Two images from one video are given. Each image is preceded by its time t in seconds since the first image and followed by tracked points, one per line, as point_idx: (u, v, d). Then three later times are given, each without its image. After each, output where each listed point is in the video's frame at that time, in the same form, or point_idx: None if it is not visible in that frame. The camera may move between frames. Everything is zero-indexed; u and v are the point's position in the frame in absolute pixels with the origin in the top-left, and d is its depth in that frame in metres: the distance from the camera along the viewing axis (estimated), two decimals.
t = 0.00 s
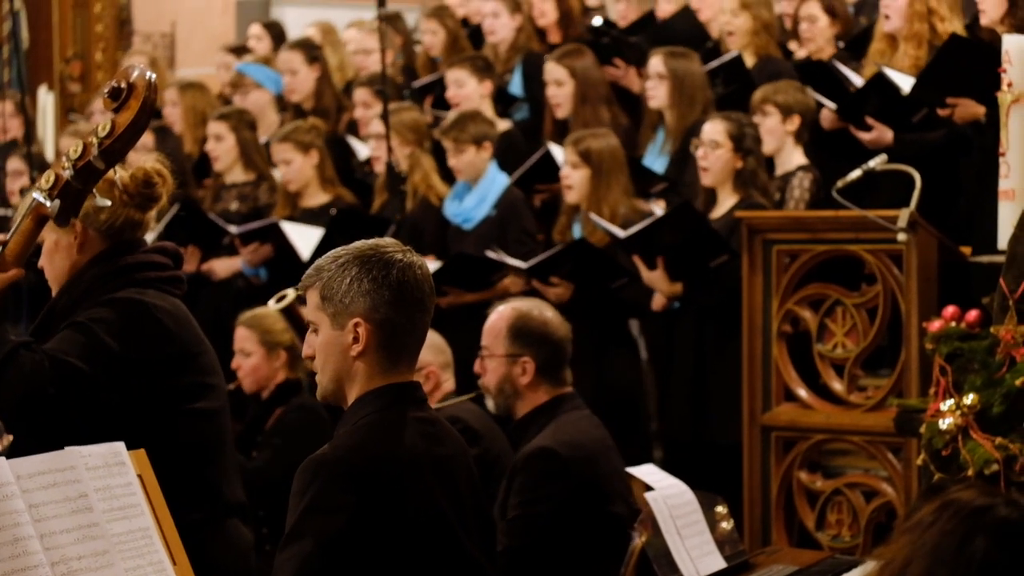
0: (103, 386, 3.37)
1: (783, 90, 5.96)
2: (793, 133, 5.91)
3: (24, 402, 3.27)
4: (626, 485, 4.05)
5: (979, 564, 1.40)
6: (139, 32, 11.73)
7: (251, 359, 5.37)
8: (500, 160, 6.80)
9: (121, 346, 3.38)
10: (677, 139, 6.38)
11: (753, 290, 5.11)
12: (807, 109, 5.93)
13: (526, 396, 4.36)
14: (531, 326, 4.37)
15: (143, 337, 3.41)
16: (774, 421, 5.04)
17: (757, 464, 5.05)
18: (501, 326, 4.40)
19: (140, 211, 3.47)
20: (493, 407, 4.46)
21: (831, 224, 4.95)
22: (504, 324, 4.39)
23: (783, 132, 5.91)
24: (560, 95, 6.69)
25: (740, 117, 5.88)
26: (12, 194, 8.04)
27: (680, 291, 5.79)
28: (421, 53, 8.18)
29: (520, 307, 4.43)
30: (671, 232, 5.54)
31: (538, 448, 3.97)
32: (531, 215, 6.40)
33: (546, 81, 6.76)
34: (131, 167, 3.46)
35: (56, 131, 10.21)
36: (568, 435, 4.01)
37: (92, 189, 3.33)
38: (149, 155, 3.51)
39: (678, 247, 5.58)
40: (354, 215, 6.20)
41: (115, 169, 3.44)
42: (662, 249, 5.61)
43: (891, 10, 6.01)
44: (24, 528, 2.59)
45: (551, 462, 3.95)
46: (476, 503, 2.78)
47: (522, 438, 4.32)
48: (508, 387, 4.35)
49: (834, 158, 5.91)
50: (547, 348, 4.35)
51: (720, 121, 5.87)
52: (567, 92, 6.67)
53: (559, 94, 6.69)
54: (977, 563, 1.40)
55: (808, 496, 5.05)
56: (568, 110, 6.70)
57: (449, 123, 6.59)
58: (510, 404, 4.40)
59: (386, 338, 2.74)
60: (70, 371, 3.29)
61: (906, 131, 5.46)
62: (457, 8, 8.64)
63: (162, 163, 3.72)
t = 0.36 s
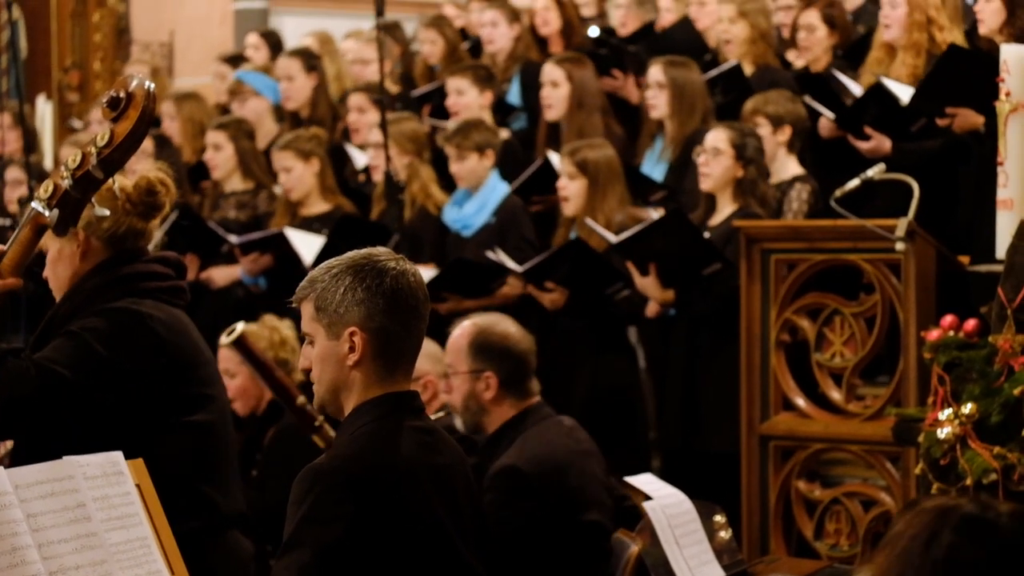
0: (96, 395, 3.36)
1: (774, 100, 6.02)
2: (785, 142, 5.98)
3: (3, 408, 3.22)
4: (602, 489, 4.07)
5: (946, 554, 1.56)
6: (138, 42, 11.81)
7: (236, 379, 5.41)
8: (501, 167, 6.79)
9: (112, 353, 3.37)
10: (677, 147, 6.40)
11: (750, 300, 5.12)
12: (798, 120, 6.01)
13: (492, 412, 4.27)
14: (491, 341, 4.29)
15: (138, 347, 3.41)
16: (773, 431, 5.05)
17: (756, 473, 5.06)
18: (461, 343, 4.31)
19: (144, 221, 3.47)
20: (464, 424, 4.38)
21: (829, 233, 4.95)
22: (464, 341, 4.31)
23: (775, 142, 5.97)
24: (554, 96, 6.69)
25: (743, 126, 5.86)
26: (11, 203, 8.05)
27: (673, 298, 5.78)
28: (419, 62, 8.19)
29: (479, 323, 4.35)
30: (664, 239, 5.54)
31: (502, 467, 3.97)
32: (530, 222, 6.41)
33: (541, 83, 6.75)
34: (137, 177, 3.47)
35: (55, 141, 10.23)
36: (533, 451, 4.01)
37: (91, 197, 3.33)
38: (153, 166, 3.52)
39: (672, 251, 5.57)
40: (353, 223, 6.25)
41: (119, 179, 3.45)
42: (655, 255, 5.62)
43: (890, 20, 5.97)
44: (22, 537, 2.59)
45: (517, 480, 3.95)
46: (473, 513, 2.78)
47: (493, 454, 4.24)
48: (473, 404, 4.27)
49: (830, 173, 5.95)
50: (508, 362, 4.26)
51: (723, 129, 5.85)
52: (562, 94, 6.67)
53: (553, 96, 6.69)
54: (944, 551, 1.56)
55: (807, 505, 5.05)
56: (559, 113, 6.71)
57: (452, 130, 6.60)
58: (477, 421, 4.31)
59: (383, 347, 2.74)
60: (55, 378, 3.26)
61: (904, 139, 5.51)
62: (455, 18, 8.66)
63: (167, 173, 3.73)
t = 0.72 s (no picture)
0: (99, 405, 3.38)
1: (780, 104, 5.98)
2: (787, 147, 5.94)
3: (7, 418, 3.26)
4: (589, 490, 4.07)
5: (899, 555, 1.59)
6: (137, 49, 11.90)
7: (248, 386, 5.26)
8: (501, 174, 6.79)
9: (115, 363, 3.38)
10: (675, 152, 6.39)
11: (750, 306, 5.12)
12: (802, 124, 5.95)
13: (479, 416, 4.22)
14: (477, 346, 4.20)
15: (140, 356, 3.42)
16: (772, 437, 5.05)
17: (755, 480, 5.06)
18: (448, 347, 4.21)
19: (149, 228, 3.49)
20: (450, 427, 4.31)
21: (827, 240, 4.97)
22: (450, 345, 4.21)
23: (778, 146, 5.93)
24: (553, 102, 6.70)
25: (740, 133, 5.86)
26: (12, 210, 8.05)
27: (677, 305, 5.77)
28: (417, 68, 8.21)
29: (465, 327, 4.24)
30: (669, 246, 5.53)
31: (488, 472, 3.97)
32: (530, 228, 6.45)
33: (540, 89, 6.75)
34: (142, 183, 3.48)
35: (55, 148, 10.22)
36: (519, 455, 4.00)
37: (91, 204, 3.33)
38: (159, 172, 3.53)
39: (679, 260, 5.57)
40: (354, 227, 6.26)
41: (123, 184, 3.46)
42: (659, 264, 5.61)
43: (890, 26, 5.96)
44: (21, 544, 2.59)
45: (503, 485, 3.96)
46: (471, 517, 2.78)
47: (480, 460, 4.21)
48: (460, 409, 4.20)
49: (828, 179, 6.01)
50: (495, 366, 4.19)
51: (721, 136, 5.85)
52: (562, 100, 6.68)
53: (553, 102, 6.70)
54: (898, 554, 1.59)
55: (806, 511, 5.05)
56: (560, 120, 6.71)
57: (454, 136, 6.60)
58: (464, 425, 4.25)
59: (381, 354, 2.74)
60: (58, 388, 3.30)
61: (903, 146, 5.50)
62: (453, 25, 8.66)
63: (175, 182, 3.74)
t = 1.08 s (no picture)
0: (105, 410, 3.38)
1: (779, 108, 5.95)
2: (787, 153, 5.93)
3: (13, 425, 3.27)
4: (586, 494, 4.09)
5: (893, 555, 1.59)
6: (136, 54, 12.00)
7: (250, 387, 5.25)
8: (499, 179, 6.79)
9: (121, 368, 3.38)
10: (674, 156, 6.40)
11: (750, 311, 5.12)
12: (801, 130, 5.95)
13: (471, 425, 4.18)
14: (466, 355, 4.14)
15: (145, 361, 3.41)
16: (771, 442, 5.05)
17: (754, 484, 5.06)
18: (436, 358, 4.15)
19: (158, 233, 3.49)
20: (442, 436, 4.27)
21: (826, 245, 4.96)
22: (438, 356, 4.15)
23: (777, 151, 5.92)
24: (556, 108, 6.70)
25: (734, 138, 5.86)
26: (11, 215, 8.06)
27: (674, 310, 5.77)
28: (414, 73, 8.23)
29: (452, 336, 4.18)
30: (669, 249, 5.53)
31: (483, 477, 3.97)
32: (528, 234, 6.45)
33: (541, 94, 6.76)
34: (152, 188, 3.49)
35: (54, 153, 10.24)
36: (514, 461, 4.00)
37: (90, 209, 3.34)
38: (170, 178, 3.54)
39: (679, 263, 5.57)
40: (348, 235, 6.27)
41: (132, 188, 3.47)
42: (659, 266, 5.61)
43: (890, 31, 5.99)
44: (21, 549, 2.59)
45: (498, 490, 3.96)
46: (470, 523, 2.78)
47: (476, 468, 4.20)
48: (452, 418, 4.16)
49: (828, 184, 6.04)
50: (484, 374, 4.14)
51: (715, 141, 5.85)
52: (563, 107, 6.69)
53: (555, 108, 6.71)
54: (893, 555, 1.59)
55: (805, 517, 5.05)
56: (561, 125, 6.72)
57: (452, 140, 6.58)
58: (457, 434, 4.21)
59: (381, 359, 2.74)
60: (64, 393, 3.31)
61: (902, 151, 5.49)
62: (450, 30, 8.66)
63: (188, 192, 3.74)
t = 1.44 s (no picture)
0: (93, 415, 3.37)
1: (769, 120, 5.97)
2: (784, 164, 5.96)
3: None
4: (574, 497, 4.07)
5: (889, 553, 1.59)
6: (132, 58, 11.91)
7: (239, 397, 5.16)
8: (495, 184, 6.80)
9: (106, 372, 3.37)
10: (671, 162, 6.40)
11: (747, 316, 5.12)
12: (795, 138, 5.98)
13: (459, 433, 4.18)
14: (448, 364, 4.15)
15: (134, 367, 3.41)
16: (767, 447, 5.06)
17: (750, 489, 5.06)
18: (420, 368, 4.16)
19: (156, 237, 3.49)
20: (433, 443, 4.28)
21: (823, 250, 4.96)
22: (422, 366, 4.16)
23: (774, 165, 5.94)
24: (554, 118, 6.76)
25: (726, 144, 5.86)
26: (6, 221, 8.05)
27: (667, 316, 5.76)
28: (410, 77, 8.24)
29: (435, 345, 4.18)
30: (659, 257, 5.52)
31: (473, 483, 4.01)
32: (524, 239, 6.44)
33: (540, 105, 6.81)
34: (150, 193, 3.49)
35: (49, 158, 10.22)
36: (502, 466, 4.03)
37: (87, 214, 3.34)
38: (168, 182, 3.54)
39: (669, 271, 5.57)
40: (346, 238, 6.26)
41: (129, 194, 3.47)
42: (649, 275, 5.60)
43: (884, 38, 5.98)
44: (15, 554, 2.61)
45: (488, 495, 4.00)
46: (466, 528, 2.78)
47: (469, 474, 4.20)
48: (439, 427, 4.16)
49: (825, 188, 6.05)
50: (469, 383, 4.14)
51: (707, 149, 5.86)
52: (561, 116, 6.74)
53: (553, 118, 6.76)
54: (887, 554, 1.59)
55: (801, 521, 5.06)
56: (561, 134, 6.77)
57: (446, 146, 6.60)
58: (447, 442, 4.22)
59: (377, 363, 2.75)
60: (48, 400, 3.29)
61: (897, 158, 5.50)
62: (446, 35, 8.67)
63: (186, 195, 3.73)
